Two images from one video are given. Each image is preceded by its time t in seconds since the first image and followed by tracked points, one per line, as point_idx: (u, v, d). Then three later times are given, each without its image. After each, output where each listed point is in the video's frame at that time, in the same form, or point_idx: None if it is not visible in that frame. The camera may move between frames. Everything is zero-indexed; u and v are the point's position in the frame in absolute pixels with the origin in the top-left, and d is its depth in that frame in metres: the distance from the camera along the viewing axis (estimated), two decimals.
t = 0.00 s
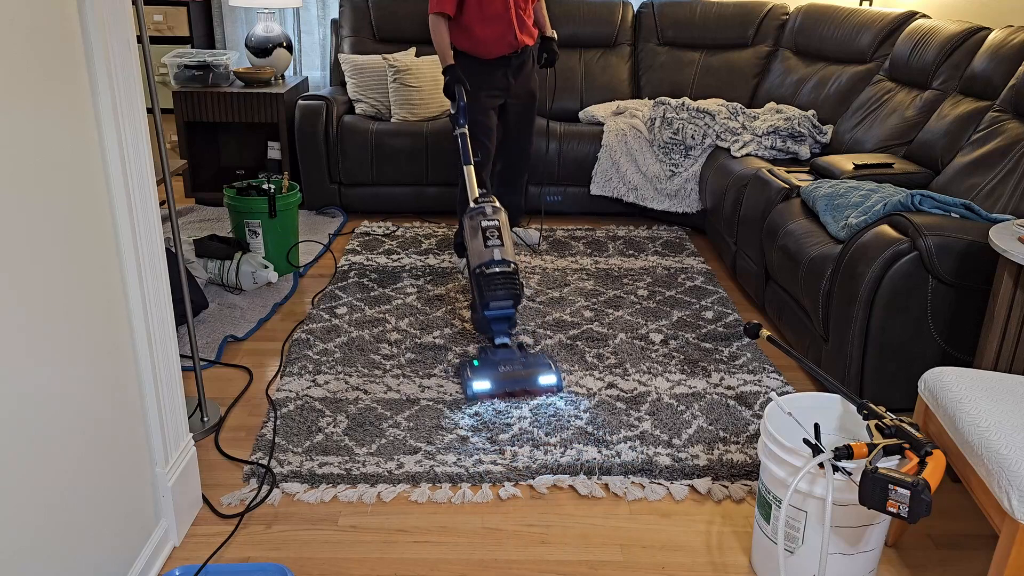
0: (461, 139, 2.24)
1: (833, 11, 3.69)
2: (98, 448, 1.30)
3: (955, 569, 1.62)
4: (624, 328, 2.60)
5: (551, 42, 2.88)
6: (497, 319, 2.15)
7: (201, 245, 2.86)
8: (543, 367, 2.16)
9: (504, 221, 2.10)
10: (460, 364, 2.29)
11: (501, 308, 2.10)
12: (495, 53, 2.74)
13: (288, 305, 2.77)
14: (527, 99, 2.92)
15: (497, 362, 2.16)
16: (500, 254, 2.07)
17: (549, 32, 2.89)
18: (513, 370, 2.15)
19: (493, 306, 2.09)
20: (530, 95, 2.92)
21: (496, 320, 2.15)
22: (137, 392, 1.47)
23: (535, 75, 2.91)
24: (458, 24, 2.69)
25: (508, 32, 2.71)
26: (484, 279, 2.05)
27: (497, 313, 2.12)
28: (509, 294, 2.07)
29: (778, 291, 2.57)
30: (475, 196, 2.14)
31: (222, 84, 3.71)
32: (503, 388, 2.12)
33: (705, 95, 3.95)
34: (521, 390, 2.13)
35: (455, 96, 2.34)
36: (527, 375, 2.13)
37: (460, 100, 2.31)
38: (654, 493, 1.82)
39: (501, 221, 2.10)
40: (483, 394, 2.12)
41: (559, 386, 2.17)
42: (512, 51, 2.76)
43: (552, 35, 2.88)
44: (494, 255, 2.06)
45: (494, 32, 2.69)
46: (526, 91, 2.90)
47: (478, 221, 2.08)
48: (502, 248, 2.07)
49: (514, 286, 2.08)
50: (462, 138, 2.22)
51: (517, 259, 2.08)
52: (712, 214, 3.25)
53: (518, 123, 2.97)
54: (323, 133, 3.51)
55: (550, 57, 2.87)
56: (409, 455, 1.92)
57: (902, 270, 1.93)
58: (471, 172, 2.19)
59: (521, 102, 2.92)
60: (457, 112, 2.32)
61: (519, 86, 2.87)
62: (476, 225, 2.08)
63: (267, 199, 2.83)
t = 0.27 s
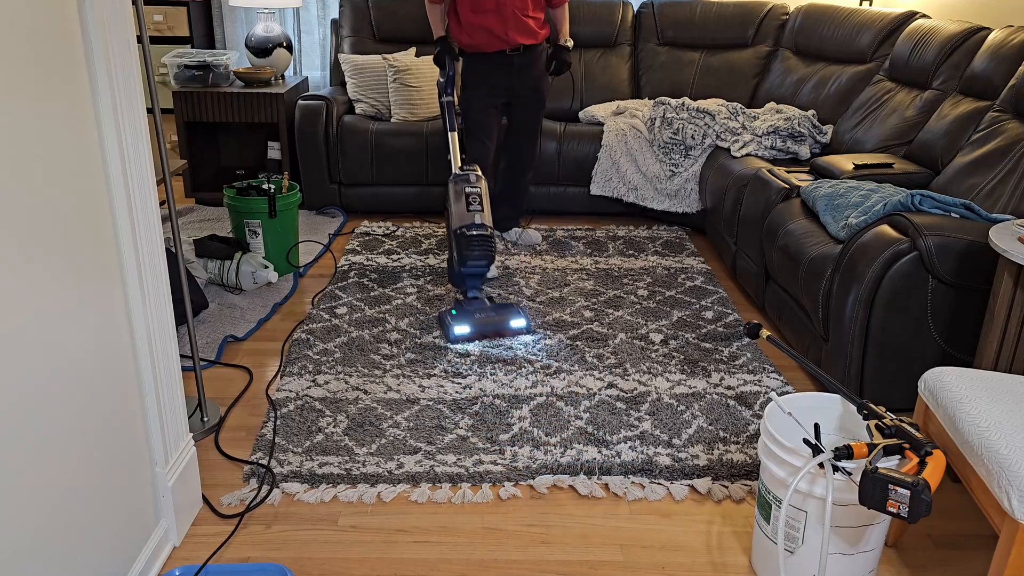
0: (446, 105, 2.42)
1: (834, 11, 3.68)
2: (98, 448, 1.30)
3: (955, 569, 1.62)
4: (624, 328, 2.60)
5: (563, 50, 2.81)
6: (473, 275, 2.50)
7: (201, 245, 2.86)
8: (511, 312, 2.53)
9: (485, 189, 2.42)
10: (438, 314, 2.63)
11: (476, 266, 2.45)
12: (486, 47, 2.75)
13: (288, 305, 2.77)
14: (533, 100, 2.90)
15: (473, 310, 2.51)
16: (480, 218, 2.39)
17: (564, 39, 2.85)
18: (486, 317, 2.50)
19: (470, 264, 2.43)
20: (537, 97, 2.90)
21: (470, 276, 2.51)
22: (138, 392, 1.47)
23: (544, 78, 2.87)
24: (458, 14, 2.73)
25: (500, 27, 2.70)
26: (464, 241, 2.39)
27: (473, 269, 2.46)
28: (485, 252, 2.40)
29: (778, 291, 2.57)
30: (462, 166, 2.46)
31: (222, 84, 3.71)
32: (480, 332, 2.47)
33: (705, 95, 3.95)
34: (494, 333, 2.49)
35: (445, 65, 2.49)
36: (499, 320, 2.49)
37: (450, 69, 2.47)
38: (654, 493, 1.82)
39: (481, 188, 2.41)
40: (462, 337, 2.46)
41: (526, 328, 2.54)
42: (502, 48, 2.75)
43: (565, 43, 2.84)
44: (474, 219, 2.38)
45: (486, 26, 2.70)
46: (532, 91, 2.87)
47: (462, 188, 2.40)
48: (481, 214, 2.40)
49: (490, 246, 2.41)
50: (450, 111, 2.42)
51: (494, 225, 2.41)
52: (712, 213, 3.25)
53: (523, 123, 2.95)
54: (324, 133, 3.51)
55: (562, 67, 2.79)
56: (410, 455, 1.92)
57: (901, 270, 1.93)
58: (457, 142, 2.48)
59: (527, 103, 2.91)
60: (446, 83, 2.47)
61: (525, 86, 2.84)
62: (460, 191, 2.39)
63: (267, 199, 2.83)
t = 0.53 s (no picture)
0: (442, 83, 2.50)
1: (834, 11, 3.68)
2: (98, 449, 1.30)
3: (955, 569, 1.62)
4: (624, 328, 2.60)
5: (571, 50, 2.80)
6: (458, 256, 2.67)
7: (201, 245, 2.86)
8: (493, 288, 2.70)
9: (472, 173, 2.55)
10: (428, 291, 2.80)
11: (461, 250, 2.62)
12: (484, 43, 2.76)
13: (288, 305, 2.77)
14: (535, 101, 2.89)
15: (456, 285, 2.69)
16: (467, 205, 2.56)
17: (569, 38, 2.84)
18: (468, 291, 2.68)
19: (456, 246, 2.60)
20: (539, 97, 2.89)
21: (457, 256, 2.67)
22: (137, 393, 1.47)
23: (548, 78, 2.87)
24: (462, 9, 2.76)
25: (498, 24, 2.72)
26: (451, 225, 2.56)
27: (459, 252, 2.63)
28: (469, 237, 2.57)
29: (778, 291, 2.57)
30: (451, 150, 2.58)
31: (222, 84, 3.71)
32: (462, 305, 2.66)
33: (705, 95, 3.95)
34: (475, 307, 2.67)
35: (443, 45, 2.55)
36: (480, 295, 2.68)
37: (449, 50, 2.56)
38: (654, 493, 1.82)
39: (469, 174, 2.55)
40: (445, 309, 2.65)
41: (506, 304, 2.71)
42: (500, 45, 2.75)
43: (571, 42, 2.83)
44: (461, 206, 2.55)
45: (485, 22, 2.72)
46: (533, 92, 2.86)
47: (451, 174, 2.54)
48: (468, 200, 2.57)
49: (476, 230, 2.58)
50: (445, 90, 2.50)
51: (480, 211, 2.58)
52: (712, 214, 3.25)
53: (525, 124, 2.94)
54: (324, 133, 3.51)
55: (567, 67, 2.81)
56: (409, 455, 1.92)
57: (902, 270, 1.93)
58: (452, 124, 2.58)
59: (529, 103, 2.90)
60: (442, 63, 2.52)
61: (527, 86, 2.83)
62: (449, 177, 2.54)
63: (267, 199, 2.83)
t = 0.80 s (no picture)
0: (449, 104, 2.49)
1: (833, 11, 3.69)
2: (98, 449, 1.30)
3: (955, 569, 1.62)
4: (624, 328, 2.60)
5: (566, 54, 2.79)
6: (466, 279, 2.47)
7: (201, 245, 2.86)
8: (501, 317, 2.48)
9: (477, 189, 2.42)
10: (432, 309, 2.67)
11: (469, 272, 2.44)
12: (485, 45, 2.73)
13: (288, 305, 2.77)
14: (535, 102, 2.89)
15: (462, 311, 2.48)
16: (470, 222, 2.42)
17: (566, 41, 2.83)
18: (474, 319, 2.47)
19: (463, 268, 2.42)
20: (538, 99, 2.89)
21: (465, 279, 2.47)
22: (137, 393, 1.47)
23: (547, 81, 2.87)
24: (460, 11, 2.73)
25: (498, 25, 2.69)
26: (456, 245, 2.41)
27: (467, 275, 2.44)
28: (473, 259, 2.41)
29: (778, 291, 2.57)
30: (453, 166, 2.45)
31: (222, 84, 3.71)
32: (465, 334, 2.45)
33: (705, 95, 3.95)
34: (479, 337, 2.46)
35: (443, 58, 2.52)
36: (486, 324, 2.46)
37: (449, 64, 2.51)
38: (654, 493, 1.82)
39: (473, 190, 2.43)
40: (447, 338, 2.45)
41: (515, 335, 2.50)
42: (502, 46, 2.73)
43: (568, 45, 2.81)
44: (463, 223, 2.41)
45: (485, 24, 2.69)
46: (534, 93, 2.86)
47: (453, 191, 2.41)
48: (472, 217, 2.43)
49: (481, 251, 2.42)
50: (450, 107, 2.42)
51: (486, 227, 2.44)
52: (712, 213, 3.25)
53: (524, 125, 2.95)
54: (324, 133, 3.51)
55: (565, 71, 2.80)
56: (409, 455, 1.92)
57: (902, 270, 1.93)
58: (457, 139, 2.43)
59: (529, 104, 2.90)
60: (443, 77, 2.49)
61: (527, 88, 2.84)
62: (450, 194, 2.41)
63: (267, 199, 2.83)
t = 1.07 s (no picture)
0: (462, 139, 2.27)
1: (833, 11, 3.69)
2: (98, 449, 1.30)
3: (954, 569, 1.62)
4: (624, 328, 2.60)
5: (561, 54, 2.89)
6: (473, 323, 2.10)
7: (201, 245, 2.86)
8: (510, 371, 2.13)
9: (485, 223, 2.10)
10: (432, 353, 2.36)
11: (476, 313, 2.08)
12: (485, 53, 2.75)
13: (288, 305, 2.77)
14: (530, 105, 2.90)
15: (466, 361, 2.13)
16: (476, 256, 2.04)
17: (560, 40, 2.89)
18: (479, 372, 2.12)
19: (467, 308, 2.06)
20: (534, 101, 2.90)
21: (471, 323, 2.10)
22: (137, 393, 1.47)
23: (541, 83, 2.89)
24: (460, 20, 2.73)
25: (499, 33, 2.72)
26: (460, 280, 2.05)
27: (473, 316, 2.08)
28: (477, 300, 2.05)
29: (778, 291, 2.57)
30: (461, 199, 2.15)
31: (222, 84, 3.71)
32: (466, 390, 2.12)
33: (705, 95, 3.95)
34: (483, 393, 2.12)
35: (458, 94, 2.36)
36: (491, 380, 2.11)
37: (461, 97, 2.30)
38: (654, 493, 1.82)
39: (482, 223, 2.09)
40: (445, 393, 2.12)
41: (524, 391, 2.14)
42: (502, 54, 2.75)
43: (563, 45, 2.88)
44: (469, 257, 2.03)
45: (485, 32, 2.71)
46: (531, 96, 2.87)
47: (458, 223, 2.09)
48: (480, 250, 2.05)
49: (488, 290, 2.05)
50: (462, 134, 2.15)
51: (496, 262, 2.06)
52: (712, 213, 3.25)
53: (523, 127, 2.97)
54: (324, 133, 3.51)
55: (561, 71, 2.90)
56: (409, 455, 1.92)
57: (901, 270, 1.93)
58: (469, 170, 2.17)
59: (526, 106, 2.91)
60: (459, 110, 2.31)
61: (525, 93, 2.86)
62: (455, 228, 2.09)
63: (267, 199, 2.83)
